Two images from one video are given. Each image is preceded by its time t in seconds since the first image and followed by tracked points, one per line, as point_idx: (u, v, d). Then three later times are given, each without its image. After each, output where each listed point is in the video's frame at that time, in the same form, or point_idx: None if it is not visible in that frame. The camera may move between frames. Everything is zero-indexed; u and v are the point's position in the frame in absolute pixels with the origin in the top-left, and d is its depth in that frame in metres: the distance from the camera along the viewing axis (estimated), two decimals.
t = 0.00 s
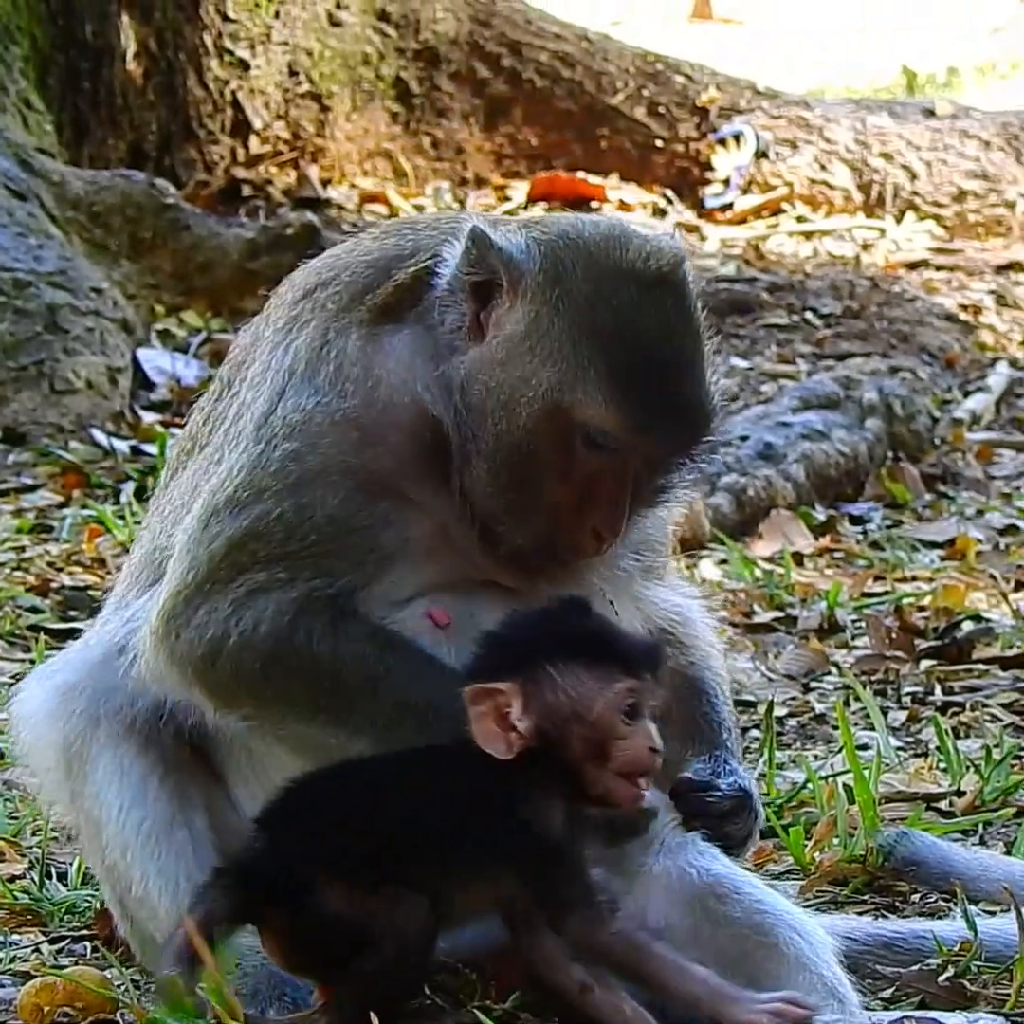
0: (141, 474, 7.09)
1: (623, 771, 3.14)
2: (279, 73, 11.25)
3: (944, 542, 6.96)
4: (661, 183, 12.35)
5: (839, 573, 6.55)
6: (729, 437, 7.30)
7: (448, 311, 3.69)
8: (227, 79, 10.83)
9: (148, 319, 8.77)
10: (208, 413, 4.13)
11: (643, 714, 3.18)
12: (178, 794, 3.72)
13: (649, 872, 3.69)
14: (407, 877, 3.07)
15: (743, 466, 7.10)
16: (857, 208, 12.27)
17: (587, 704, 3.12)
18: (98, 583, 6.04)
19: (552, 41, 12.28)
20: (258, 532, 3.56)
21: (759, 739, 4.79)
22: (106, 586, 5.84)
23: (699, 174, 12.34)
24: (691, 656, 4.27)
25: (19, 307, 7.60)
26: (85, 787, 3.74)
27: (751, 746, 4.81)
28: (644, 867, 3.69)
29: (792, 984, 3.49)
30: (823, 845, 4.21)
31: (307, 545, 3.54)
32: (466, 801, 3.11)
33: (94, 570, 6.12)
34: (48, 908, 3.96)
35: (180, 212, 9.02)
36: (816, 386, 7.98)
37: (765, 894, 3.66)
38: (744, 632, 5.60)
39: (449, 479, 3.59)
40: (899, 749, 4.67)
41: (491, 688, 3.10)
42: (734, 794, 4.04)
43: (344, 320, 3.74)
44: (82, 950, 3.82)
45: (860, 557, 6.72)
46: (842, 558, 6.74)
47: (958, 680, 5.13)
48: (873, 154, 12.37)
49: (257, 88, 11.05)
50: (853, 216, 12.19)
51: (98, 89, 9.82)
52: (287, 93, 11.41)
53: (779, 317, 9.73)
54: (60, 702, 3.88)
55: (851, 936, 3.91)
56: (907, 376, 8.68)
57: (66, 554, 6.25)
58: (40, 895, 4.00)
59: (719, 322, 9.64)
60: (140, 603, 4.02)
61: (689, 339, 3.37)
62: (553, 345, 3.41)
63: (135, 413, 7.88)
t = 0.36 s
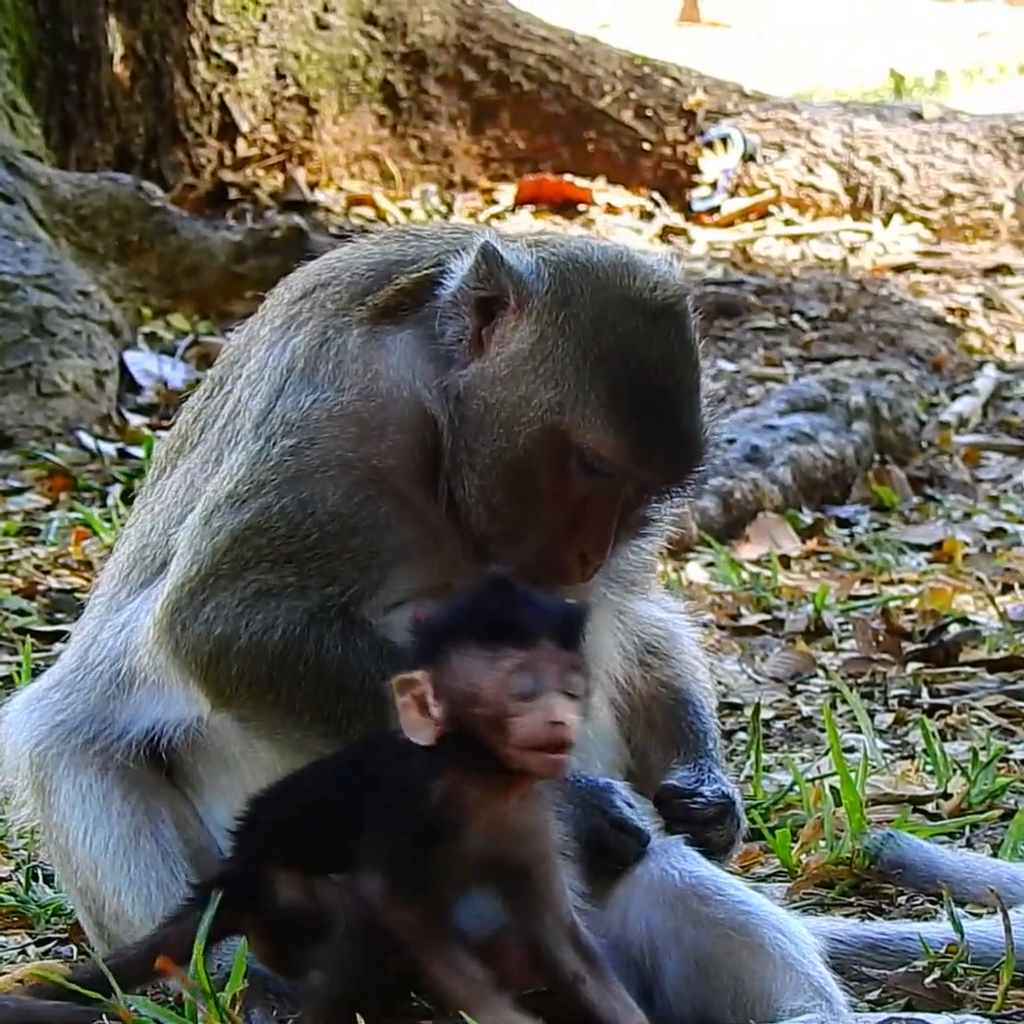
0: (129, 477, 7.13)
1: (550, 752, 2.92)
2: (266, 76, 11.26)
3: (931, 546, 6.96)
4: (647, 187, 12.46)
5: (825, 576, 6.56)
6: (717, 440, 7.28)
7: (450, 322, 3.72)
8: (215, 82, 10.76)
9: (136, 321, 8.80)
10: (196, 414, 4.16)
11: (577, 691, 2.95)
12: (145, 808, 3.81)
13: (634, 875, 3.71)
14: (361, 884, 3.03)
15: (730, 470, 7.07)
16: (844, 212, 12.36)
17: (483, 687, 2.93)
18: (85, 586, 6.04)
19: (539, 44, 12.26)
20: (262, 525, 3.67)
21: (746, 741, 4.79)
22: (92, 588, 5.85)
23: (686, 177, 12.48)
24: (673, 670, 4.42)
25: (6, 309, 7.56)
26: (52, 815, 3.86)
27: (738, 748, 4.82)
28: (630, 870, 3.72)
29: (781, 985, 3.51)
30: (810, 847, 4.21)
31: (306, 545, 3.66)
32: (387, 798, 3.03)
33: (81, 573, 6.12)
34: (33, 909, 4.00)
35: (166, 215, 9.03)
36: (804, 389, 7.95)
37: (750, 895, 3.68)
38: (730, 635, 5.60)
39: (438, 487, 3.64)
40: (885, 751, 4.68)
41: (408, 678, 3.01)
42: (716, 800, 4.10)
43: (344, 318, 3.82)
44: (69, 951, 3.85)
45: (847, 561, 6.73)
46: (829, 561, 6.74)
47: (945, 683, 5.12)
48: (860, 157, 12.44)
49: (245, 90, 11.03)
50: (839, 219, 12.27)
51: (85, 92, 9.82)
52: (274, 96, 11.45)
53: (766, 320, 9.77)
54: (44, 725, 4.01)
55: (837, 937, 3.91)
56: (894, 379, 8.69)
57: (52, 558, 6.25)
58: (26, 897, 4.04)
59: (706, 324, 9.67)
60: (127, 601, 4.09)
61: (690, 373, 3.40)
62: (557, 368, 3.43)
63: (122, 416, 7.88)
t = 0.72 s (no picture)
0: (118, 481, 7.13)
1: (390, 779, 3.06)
2: (255, 80, 11.29)
3: (921, 551, 6.97)
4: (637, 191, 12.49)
5: (815, 581, 6.55)
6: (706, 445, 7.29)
7: (453, 337, 3.79)
8: (204, 86, 10.82)
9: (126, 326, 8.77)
10: (190, 417, 4.16)
11: (422, 714, 3.05)
12: (134, 817, 3.83)
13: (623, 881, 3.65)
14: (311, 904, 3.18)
15: (720, 475, 7.08)
16: (833, 217, 12.37)
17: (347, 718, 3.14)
18: (74, 591, 6.04)
19: (529, 49, 12.33)
20: (250, 543, 3.67)
21: (735, 747, 4.79)
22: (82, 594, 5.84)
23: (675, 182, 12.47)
24: (666, 680, 4.43)
25: None
26: (41, 823, 3.88)
27: (727, 754, 4.82)
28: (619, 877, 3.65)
29: (770, 993, 3.53)
30: (799, 853, 4.21)
31: (295, 560, 3.64)
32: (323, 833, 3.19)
33: (69, 578, 6.13)
34: (23, 915, 4.03)
35: (157, 220, 9.05)
36: (793, 393, 7.94)
37: (738, 901, 3.68)
38: (720, 641, 5.60)
39: (435, 501, 3.70)
40: (875, 757, 4.68)
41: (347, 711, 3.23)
42: (707, 810, 4.14)
43: (343, 332, 3.85)
44: (59, 956, 3.90)
45: (836, 565, 6.75)
46: (818, 567, 6.75)
47: (934, 689, 5.12)
48: (849, 163, 12.49)
49: (235, 95, 11.10)
50: (828, 224, 12.28)
51: (75, 97, 9.80)
52: (265, 101, 11.48)
53: (756, 325, 9.79)
54: (36, 735, 4.01)
55: (826, 944, 3.90)
56: (883, 384, 8.69)
57: (42, 562, 6.26)
58: (16, 904, 4.08)
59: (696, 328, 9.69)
60: (116, 610, 4.08)
61: (693, 394, 3.54)
62: (562, 386, 3.55)
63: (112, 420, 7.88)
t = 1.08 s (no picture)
0: (115, 492, 7.12)
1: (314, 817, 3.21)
2: (252, 88, 11.24)
3: (916, 561, 6.98)
4: (633, 200, 12.50)
5: (810, 591, 6.56)
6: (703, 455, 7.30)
7: (454, 354, 3.83)
8: (201, 95, 10.79)
9: (122, 335, 8.75)
10: (190, 427, 4.15)
11: (329, 754, 3.22)
12: (130, 826, 3.85)
13: (619, 895, 3.67)
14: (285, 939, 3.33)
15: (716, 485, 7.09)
16: (830, 226, 12.44)
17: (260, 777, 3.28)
18: (70, 599, 6.04)
19: (526, 58, 12.39)
20: (253, 550, 3.66)
21: (730, 757, 4.80)
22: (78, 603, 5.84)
23: (672, 191, 12.51)
24: (668, 694, 4.44)
25: None
26: (37, 833, 3.88)
27: (723, 765, 4.83)
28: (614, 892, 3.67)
29: (765, 1005, 3.53)
30: (794, 863, 4.22)
31: (298, 569, 3.66)
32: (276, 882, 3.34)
33: (66, 587, 6.13)
34: (19, 924, 4.05)
35: (153, 229, 9.08)
36: (789, 404, 7.97)
37: (734, 914, 3.69)
38: (716, 650, 5.60)
39: (435, 515, 3.75)
40: (870, 768, 4.68)
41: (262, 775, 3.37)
42: (704, 826, 4.15)
43: (347, 344, 3.88)
44: (53, 965, 3.93)
45: (832, 575, 6.75)
46: (813, 577, 6.75)
47: (930, 699, 5.13)
48: (846, 172, 12.56)
49: (231, 104, 11.05)
50: (825, 233, 12.36)
51: (71, 105, 9.89)
52: (260, 109, 11.41)
53: (752, 335, 9.79)
54: (33, 744, 3.99)
55: (821, 955, 3.91)
56: (879, 393, 8.69)
57: (38, 571, 6.27)
58: (12, 912, 4.10)
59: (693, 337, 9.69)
60: (116, 621, 4.07)
61: (694, 412, 3.61)
62: (563, 404, 3.62)
63: (108, 429, 7.88)
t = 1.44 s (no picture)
0: (111, 495, 7.16)
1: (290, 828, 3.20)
2: (248, 94, 11.25)
3: (912, 566, 7.00)
4: (630, 205, 12.55)
5: (806, 596, 6.56)
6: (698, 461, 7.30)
7: (456, 368, 3.86)
8: (198, 99, 10.80)
9: (118, 339, 8.79)
10: (190, 431, 4.12)
11: (307, 766, 3.22)
12: (124, 831, 3.86)
13: (615, 900, 3.72)
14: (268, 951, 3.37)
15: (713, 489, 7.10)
16: (826, 231, 12.51)
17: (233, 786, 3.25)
18: (65, 603, 6.05)
19: (522, 63, 12.41)
20: (243, 564, 3.68)
21: (725, 762, 4.80)
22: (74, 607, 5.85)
23: (668, 196, 12.59)
24: (663, 703, 4.44)
25: None
26: (31, 838, 3.89)
27: (718, 770, 4.83)
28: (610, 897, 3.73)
29: (756, 1007, 3.52)
30: (789, 869, 4.21)
31: (285, 583, 3.68)
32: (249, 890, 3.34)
33: (61, 591, 6.13)
34: (13, 929, 4.06)
35: (148, 233, 9.06)
36: (785, 408, 7.91)
37: (730, 920, 3.70)
38: (712, 655, 5.60)
39: (435, 529, 3.78)
40: (865, 773, 4.68)
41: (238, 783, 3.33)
42: (702, 833, 4.13)
43: (346, 358, 3.89)
44: (47, 970, 3.94)
45: (828, 580, 6.75)
46: (809, 581, 6.76)
47: (925, 704, 5.13)
48: (843, 177, 12.62)
49: (227, 109, 11.04)
50: (821, 238, 12.42)
51: (67, 109, 9.81)
52: (257, 114, 11.43)
53: (747, 338, 9.83)
54: (31, 750, 4.00)
55: (816, 961, 3.90)
56: (876, 400, 8.64)
57: (33, 575, 6.27)
58: (6, 916, 4.11)
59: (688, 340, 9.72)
60: (112, 626, 4.05)
61: (695, 433, 3.66)
62: (565, 422, 3.66)
63: (103, 433, 7.90)
